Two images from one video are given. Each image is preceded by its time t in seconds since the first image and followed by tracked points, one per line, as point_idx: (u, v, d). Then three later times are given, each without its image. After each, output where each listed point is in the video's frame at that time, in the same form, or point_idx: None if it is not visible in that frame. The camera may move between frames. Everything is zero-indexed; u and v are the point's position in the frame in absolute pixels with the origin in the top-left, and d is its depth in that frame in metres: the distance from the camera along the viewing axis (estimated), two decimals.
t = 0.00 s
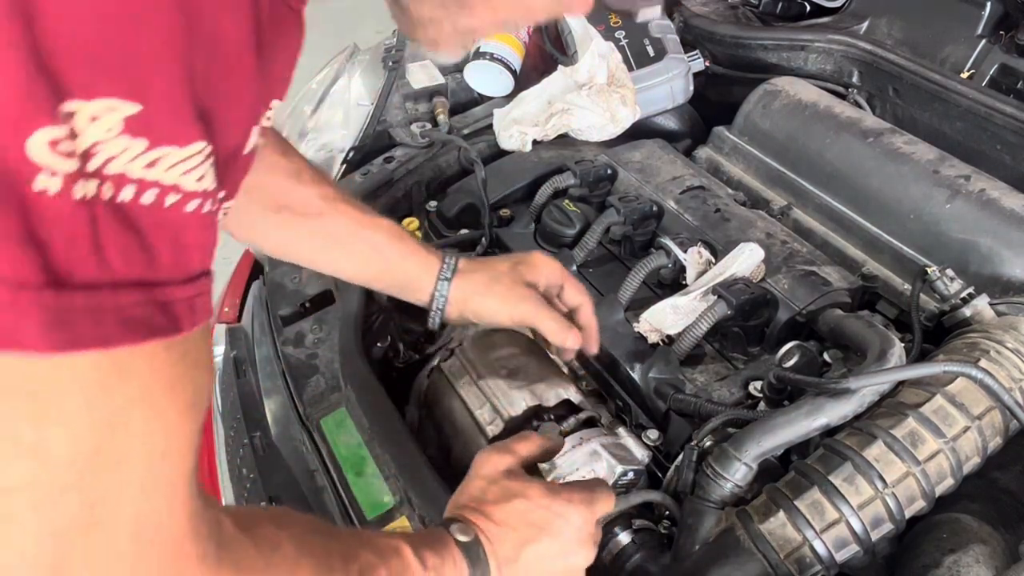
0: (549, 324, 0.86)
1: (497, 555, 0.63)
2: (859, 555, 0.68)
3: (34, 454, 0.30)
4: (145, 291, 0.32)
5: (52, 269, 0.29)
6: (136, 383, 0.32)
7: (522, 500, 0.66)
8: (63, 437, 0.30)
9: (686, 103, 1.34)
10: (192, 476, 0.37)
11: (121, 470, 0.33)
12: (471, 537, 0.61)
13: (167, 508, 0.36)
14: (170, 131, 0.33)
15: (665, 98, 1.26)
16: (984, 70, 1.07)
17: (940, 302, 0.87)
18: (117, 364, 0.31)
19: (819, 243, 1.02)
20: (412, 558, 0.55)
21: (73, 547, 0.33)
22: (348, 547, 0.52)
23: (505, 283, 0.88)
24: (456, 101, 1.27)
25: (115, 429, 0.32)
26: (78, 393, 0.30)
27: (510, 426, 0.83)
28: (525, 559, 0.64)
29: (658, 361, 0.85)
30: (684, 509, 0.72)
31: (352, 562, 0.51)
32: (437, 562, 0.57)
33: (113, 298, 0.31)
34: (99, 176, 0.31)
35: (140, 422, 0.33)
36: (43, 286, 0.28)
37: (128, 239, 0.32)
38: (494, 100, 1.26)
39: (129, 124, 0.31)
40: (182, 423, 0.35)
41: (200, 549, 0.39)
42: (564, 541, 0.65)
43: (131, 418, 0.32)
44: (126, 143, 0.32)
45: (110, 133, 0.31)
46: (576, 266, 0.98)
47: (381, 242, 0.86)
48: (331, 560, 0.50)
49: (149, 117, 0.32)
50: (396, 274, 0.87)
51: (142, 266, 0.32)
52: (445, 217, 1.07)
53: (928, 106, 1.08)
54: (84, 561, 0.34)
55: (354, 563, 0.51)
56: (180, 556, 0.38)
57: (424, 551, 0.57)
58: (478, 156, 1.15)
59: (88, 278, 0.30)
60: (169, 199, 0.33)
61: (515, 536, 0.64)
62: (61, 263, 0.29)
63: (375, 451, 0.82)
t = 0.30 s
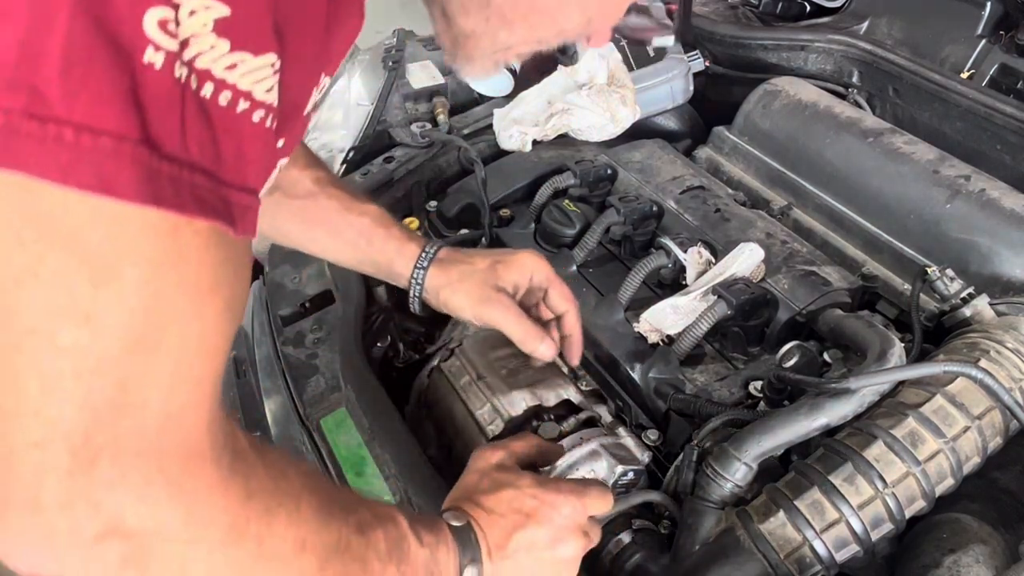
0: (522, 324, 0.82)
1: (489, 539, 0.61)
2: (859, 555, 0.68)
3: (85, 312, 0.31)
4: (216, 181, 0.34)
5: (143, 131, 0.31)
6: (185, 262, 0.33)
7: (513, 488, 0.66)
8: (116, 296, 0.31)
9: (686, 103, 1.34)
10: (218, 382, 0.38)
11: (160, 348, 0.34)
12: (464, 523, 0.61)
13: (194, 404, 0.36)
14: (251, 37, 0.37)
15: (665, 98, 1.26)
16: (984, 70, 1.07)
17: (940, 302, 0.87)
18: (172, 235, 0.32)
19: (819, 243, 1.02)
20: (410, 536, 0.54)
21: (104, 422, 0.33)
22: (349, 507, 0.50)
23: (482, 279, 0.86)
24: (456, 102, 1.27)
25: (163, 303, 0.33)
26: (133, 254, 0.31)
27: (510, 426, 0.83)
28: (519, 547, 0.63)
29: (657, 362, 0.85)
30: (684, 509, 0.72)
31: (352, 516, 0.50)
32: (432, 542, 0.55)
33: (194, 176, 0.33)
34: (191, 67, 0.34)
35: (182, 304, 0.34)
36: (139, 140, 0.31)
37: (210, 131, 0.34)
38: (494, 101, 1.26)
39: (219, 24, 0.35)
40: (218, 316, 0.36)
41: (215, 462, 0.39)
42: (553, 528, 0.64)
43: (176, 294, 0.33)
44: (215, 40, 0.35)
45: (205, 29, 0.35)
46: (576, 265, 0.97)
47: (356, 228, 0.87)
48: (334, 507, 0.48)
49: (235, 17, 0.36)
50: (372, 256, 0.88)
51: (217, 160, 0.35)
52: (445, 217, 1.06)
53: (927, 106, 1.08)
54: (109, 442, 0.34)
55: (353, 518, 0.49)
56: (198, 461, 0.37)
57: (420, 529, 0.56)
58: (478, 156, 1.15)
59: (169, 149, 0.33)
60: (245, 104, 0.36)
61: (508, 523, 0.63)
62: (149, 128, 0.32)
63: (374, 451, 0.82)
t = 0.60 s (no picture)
0: (472, 295, 0.84)
1: (496, 524, 0.63)
2: (858, 555, 0.68)
3: (121, 211, 0.37)
4: (234, 73, 0.41)
5: (168, 27, 0.38)
6: (207, 166, 0.39)
7: (519, 480, 0.66)
8: (148, 198, 0.38)
9: (686, 103, 1.34)
10: (246, 298, 0.44)
11: (189, 250, 0.40)
12: (471, 508, 0.62)
13: (222, 308, 0.42)
14: None
15: (664, 98, 1.26)
16: (985, 70, 1.07)
17: (940, 302, 0.87)
18: (194, 138, 0.39)
19: (819, 244, 1.02)
20: (424, 511, 0.57)
21: (139, 318, 0.39)
22: (370, 470, 0.54)
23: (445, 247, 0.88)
24: (456, 101, 1.26)
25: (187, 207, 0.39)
26: (160, 157, 0.38)
27: (510, 426, 0.82)
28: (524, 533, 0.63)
29: (656, 362, 0.85)
30: (684, 509, 0.72)
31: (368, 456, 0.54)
32: (442, 517, 0.58)
33: (214, 68, 0.40)
34: None
35: (207, 207, 0.40)
36: (163, 33, 0.38)
37: (234, 24, 0.42)
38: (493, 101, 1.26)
39: None
40: (240, 228, 0.42)
41: (243, 378, 0.45)
42: (557, 517, 0.64)
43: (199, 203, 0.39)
44: None
45: None
46: (576, 266, 0.97)
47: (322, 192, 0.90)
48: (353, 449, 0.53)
49: None
50: (339, 211, 0.90)
51: (237, 54, 0.42)
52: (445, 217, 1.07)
53: (928, 106, 1.08)
54: (144, 342, 0.40)
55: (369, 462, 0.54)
56: (227, 372, 0.43)
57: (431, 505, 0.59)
58: (478, 156, 1.15)
59: (192, 44, 0.39)
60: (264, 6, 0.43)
61: (511, 511, 0.64)
62: (175, 28, 0.38)
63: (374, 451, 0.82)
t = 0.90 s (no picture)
0: (609, 202, 0.89)
1: (497, 519, 0.63)
2: (858, 555, 0.68)
3: (143, 185, 0.38)
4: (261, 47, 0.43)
5: None
6: (227, 141, 0.40)
7: (520, 476, 0.67)
8: (169, 171, 0.38)
9: (686, 103, 1.34)
10: (259, 275, 0.45)
11: (208, 223, 0.40)
12: (473, 504, 0.63)
13: (237, 283, 0.43)
14: None
15: (664, 98, 1.26)
16: (984, 70, 1.07)
17: (940, 302, 0.87)
18: (215, 112, 0.39)
19: (819, 244, 1.02)
20: (428, 505, 0.57)
21: (160, 291, 0.40)
22: (378, 458, 0.54)
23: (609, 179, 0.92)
24: (456, 101, 1.27)
25: (207, 182, 0.40)
26: (181, 131, 0.38)
27: (510, 426, 0.82)
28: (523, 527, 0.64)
29: (655, 362, 0.85)
30: (684, 509, 0.72)
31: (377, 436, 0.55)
32: (446, 513, 0.59)
33: (244, 40, 0.42)
34: None
35: (226, 182, 0.40)
36: (198, 4, 0.39)
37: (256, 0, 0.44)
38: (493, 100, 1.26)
39: None
40: (256, 204, 0.43)
41: (259, 355, 0.45)
42: (558, 513, 0.65)
43: (218, 177, 0.40)
44: None
45: None
46: (576, 266, 0.98)
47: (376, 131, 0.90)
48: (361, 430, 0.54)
49: None
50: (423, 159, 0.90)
51: (261, 29, 0.44)
52: (446, 218, 1.08)
53: (928, 106, 1.08)
54: (164, 315, 0.41)
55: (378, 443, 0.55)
56: (243, 348, 0.44)
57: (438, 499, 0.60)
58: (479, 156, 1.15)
59: (223, 18, 0.41)
60: None
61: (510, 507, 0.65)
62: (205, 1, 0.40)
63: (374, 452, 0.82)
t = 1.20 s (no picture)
0: (715, 243, 0.88)
1: (491, 529, 0.62)
2: (858, 555, 0.68)
3: (104, 282, 0.34)
4: (240, 147, 0.40)
5: (172, 112, 0.36)
6: (195, 227, 0.36)
7: (513, 483, 0.67)
8: (134, 267, 0.35)
9: (686, 103, 1.34)
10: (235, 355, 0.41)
11: (179, 315, 0.37)
12: (466, 516, 0.61)
13: (209, 368, 0.39)
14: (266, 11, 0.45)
15: (664, 98, 1.26)
16: (984, 70, 1.07)
17: (940, 302, 0.87)
18: (186, 203, 0.36)
19: (819, 244, 1.02)
20: (416, 528, 0.55)
21: (123, 386, 0.36)
22: (360, 488, 0.53)
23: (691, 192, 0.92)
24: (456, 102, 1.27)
25: (176, 273, 0.36)
26: (151, 223, 0.35)
27: (510, 426, 0.82)
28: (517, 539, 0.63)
29: (656, 362, 0.86)
30: (684, 509, 0.72)
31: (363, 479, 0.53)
32: (437, 531, 0.57)
33: (220, 148, 0.39)
34: (222, 42, 0.40)
35: (199, 271, 0.37)
36: (170, 120, 0.36)
37: (237, 100, 0.41)
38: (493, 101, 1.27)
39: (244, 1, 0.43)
40: (232, 290, 0.39)
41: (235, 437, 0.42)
42: (553, 520, 0.65)
43: (189, 266, 0.36)
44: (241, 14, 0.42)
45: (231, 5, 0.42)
46: (576, 266, 0.97)
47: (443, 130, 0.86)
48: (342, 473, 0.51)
49: None
50: (523, 182, 0.86)
51: (242, 128, 0.41)
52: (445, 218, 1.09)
53: (928, 106, 1.08)
54: (129, 407, 0.37)
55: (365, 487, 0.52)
56: (219, 435, 0.40)
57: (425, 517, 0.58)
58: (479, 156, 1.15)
59: (201, 126, 0.38)
60: (267, 74, 0.43)
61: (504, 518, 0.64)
62: (178, 110, 0.37)
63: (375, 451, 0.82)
